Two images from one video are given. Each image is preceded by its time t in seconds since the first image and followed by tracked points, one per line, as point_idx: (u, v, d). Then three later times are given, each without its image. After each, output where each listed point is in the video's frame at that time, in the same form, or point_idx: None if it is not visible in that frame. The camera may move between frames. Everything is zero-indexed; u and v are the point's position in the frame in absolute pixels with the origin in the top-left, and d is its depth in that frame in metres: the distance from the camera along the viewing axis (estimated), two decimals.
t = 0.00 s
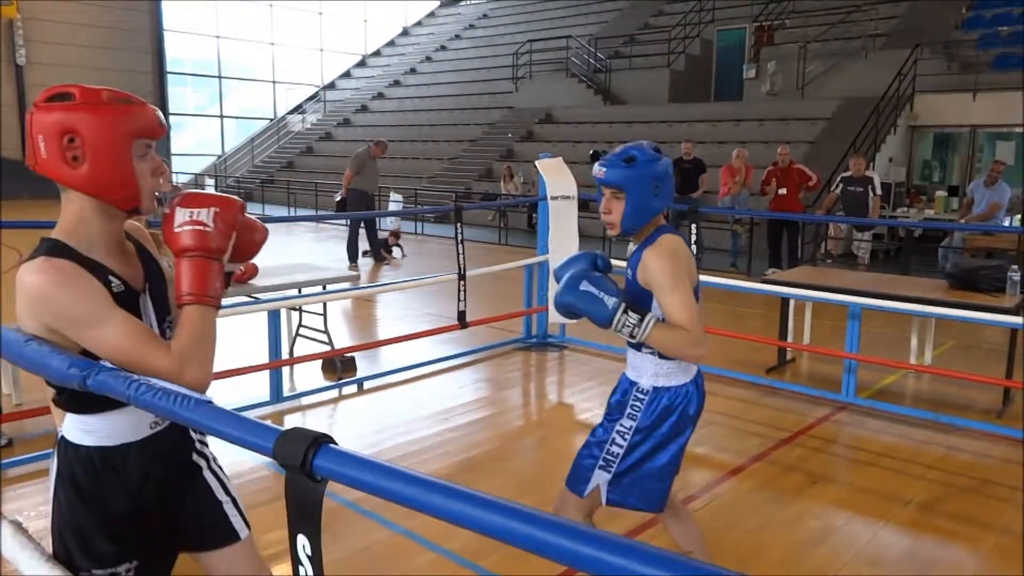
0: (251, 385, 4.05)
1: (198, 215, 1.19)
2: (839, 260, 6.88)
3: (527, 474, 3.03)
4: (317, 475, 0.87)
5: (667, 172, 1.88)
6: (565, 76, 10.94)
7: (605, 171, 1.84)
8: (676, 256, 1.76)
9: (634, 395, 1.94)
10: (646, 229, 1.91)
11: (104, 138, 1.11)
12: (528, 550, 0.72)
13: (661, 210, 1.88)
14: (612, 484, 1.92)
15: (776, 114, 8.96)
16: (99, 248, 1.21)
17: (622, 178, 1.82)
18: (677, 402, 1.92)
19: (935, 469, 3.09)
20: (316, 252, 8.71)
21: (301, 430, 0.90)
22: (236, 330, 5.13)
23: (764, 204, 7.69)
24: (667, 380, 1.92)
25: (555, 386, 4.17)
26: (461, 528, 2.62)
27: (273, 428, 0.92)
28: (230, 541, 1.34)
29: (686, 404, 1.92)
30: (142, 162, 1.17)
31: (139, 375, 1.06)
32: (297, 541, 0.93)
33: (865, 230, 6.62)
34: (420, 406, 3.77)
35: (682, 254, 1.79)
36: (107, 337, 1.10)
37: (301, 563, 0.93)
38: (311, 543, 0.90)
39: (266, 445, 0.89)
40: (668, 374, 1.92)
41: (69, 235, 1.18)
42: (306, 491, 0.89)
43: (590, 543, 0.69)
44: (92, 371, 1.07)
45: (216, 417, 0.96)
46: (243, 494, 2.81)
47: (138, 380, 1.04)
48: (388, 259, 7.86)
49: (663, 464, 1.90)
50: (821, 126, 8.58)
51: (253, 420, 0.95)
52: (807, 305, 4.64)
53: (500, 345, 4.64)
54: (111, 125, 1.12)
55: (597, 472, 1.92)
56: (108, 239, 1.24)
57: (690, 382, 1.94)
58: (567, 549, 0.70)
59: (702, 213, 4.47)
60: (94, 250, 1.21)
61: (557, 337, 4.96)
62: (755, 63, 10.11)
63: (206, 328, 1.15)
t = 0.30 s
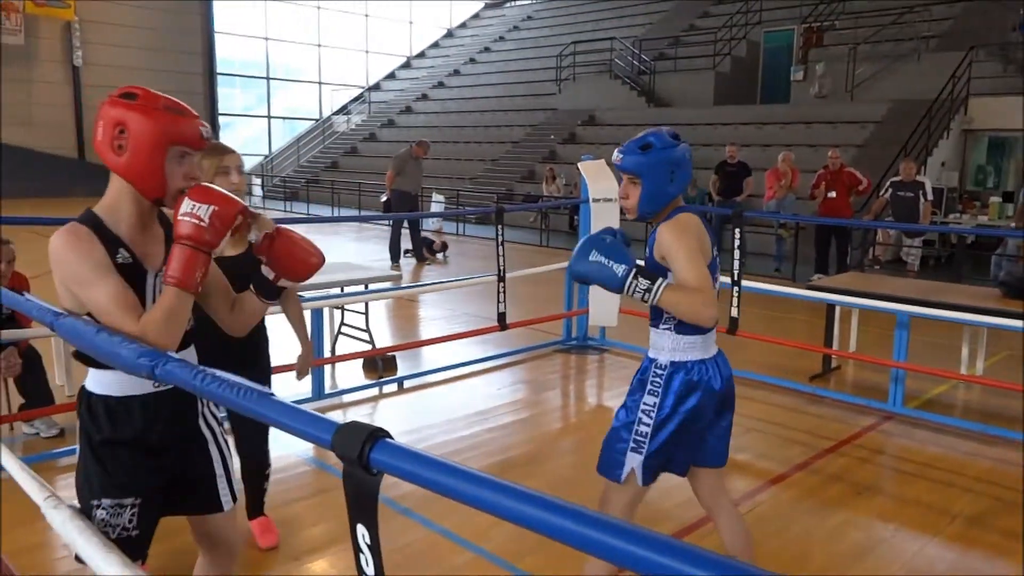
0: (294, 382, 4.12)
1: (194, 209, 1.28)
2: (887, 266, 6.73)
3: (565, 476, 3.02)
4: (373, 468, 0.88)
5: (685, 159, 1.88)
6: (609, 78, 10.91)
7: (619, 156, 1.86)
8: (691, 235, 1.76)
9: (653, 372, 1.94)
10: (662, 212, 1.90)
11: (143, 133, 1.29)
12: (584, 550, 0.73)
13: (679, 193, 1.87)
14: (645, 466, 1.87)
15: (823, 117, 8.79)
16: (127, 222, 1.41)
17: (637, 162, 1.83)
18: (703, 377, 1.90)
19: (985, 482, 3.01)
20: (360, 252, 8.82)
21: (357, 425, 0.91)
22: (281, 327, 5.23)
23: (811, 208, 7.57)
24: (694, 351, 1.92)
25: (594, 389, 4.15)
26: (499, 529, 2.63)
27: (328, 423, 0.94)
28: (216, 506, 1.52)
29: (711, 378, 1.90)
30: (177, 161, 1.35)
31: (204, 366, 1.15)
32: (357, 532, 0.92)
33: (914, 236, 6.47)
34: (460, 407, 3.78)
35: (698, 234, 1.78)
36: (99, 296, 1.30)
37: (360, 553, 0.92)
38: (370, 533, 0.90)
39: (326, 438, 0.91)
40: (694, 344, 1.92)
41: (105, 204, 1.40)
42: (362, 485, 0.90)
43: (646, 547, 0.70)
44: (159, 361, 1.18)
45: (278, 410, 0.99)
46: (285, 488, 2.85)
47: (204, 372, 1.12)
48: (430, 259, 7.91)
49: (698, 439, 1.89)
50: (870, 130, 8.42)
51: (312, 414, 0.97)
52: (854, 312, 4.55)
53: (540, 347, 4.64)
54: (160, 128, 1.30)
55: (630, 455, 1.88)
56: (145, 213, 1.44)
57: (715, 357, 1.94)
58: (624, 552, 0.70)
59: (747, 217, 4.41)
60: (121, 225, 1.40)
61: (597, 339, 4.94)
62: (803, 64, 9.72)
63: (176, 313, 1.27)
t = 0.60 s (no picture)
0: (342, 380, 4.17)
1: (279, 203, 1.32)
2: (944, 271, 6.53)
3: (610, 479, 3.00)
4: (418, 465, 0.88)
5: (668, 155, 1.79)
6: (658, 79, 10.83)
7: (601, 155, 1.79)
8: (668, 236, 1.70)
9: (637, 369, 1.87)
10: (650, 208, 1.84)
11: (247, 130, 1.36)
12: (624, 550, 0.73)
13: (662, 189, 1.80)
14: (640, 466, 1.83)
15: (878, 118, 8.59)
16: (217, 204, 1.47)
17: (614, 158, 1.77)
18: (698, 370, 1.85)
19: None
20: (408, 251, 8.91)
21: (402, 422, 0.91)
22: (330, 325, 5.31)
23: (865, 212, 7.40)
24: (672, 348, 1.84)
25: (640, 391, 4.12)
26: (544, 530, 2.62)
27: (374, 418, 0.95)
28: (239, 460, 1.61)
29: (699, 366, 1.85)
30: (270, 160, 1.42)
31: (254, 362, 1.17)
32: (396, 531, 0.92)
33: (974, 241, 6.26)
34: (504, 408, 3.79)
35: (677, 234, 1.73)
36: (176, 260, 1.35)
37: (399, 553, 0.92)
38: (410, 529, 0.89)
39: (372, 434, 0.91)
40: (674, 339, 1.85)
41: (201, 181, 1.46)
42: (407, 485, 0.90)
43: (687, 547, 0.70)
44: (210, 356, 1.20)
45: (326, 406, 0.99)
46: (332, 484, 2.88)
47: (252, 367, 1.14)
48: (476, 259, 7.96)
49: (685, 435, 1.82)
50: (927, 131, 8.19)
51: (359, 411, 0.98)
52: (910, 319, 4.42)
53: (585, 349, 4.62)
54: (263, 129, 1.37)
55: (624, 457, 1.85)
56: (231, 201, 1.49)
57: (702, 351, 1.88)
58: (664, 551, 0.70)
59: (798, 220, 4.32)
60: (212, 204, 1.46)
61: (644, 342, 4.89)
62: (858, 65, 9.56)
63: (241, 291, 1.30)
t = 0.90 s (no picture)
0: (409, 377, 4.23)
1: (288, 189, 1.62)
2: None
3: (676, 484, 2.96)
4: (484, 466, 0.90)
5: (691, 164, 1.88)
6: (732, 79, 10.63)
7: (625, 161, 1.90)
8: (678, 235, 1.79)
9: (633, 364, 2.02)
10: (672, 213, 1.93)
11: (255, 141, 1.72)
12: (683, 556, 0.72)
13: (685, 196, 1.89)
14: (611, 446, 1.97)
15: (965, 119, 8.23)
16: (248, 209, 1.81)
17: (637, 165, 1.87)
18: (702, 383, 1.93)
19: None
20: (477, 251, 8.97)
21: (469, 423, 0.92)
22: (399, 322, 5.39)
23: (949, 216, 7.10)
24: (679, 352, 1.94)
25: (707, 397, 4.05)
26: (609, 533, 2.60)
27: (440, 418, 0.96)
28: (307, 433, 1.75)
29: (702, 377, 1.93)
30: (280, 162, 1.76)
31: (326, 360, 1.20)
32: (468, 526, 0.96)
33: None
34: (569, 410, 3.77)
35: (688, 235, 1.81)
36: (214, 251, 1.70)
37: (470, 547, 0.96)
38: (480, 528, 0.93)
39: (438, 434, 0.93)
40: (680, 343, 1.93)
41: (235, 195, 1.82)
42: (473, 482, 0.92)
43: (747, 556, 0.69)
44: (285, 353, 1.24)
45: (394, 405, 1.01)
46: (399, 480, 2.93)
47: (324, 365, 1.17)
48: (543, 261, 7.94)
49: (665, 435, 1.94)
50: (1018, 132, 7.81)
51: (426, 410, 1.00)
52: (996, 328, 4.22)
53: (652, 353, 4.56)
54: (270, 135, 1.72)
55: (599, 435, 2.00)
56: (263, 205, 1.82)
57: (711, 362, 1.95)
58: (721, 558, 0.69)
59: (877, 224, 4.18)
60: (246, 211, 1.80)
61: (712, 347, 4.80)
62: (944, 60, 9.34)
63: (263, 265, 1.62)
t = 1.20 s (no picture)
0: (453, 376, 4.26)
1: (330, 194, 1.80)
2: None
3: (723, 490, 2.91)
4: (530, 464, 0.90)
5: (697, 152, 1.84)
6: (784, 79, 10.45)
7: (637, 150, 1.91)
8: (670, 224, 1.79)
9: (637, 360, 1.98)
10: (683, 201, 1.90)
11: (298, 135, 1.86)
12: (725, 558, 0.72)
13: (690, 185, 1.85)
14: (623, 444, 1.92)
15: None
16: (294, 199, 1.97)
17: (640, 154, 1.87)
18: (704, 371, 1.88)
19: None
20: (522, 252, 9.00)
21: (516, 421, 0.93)
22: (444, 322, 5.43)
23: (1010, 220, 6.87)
24: (676, 340, 1.90)
25: (754, 402, 3.98)
26: (651, 537, 2.57)
27: (489, 416, 0.96)
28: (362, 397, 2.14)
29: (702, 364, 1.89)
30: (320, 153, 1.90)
31: (373, 356, 1.21)
32: (511, 525, 0.99)
33: None
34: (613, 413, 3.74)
35: (685, 226, 1.80)
36: (269, 246, 1.88)
37: (513, 545, 1.00)
38: (522, 527, 0.97)
39: (484, 431, 0.93)
40: (678, 332, 1.89)
41: (283, 185, 1.98)
42: (519, 478, 0.93)
43: (786, 559, 0.69)
44: (334, 349, 1.26)
45: (440, 402, 1.02)
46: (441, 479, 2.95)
47: (372, 362, 1.18)
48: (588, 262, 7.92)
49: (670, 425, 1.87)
50: None
51: (471, 407, 1.00)
52: None
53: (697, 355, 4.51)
54: (309, 131, 1.86)
55: (614, 431, 1.94)
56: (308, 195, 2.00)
57: (712, 350, 1.90)
58: (761, 561, 0.70)
59: (934, 227, 4.05)
60: (292, 200, 1.97)
61: (760, 350, 4.72)
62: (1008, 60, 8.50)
63: (312, 263, 1.80)
